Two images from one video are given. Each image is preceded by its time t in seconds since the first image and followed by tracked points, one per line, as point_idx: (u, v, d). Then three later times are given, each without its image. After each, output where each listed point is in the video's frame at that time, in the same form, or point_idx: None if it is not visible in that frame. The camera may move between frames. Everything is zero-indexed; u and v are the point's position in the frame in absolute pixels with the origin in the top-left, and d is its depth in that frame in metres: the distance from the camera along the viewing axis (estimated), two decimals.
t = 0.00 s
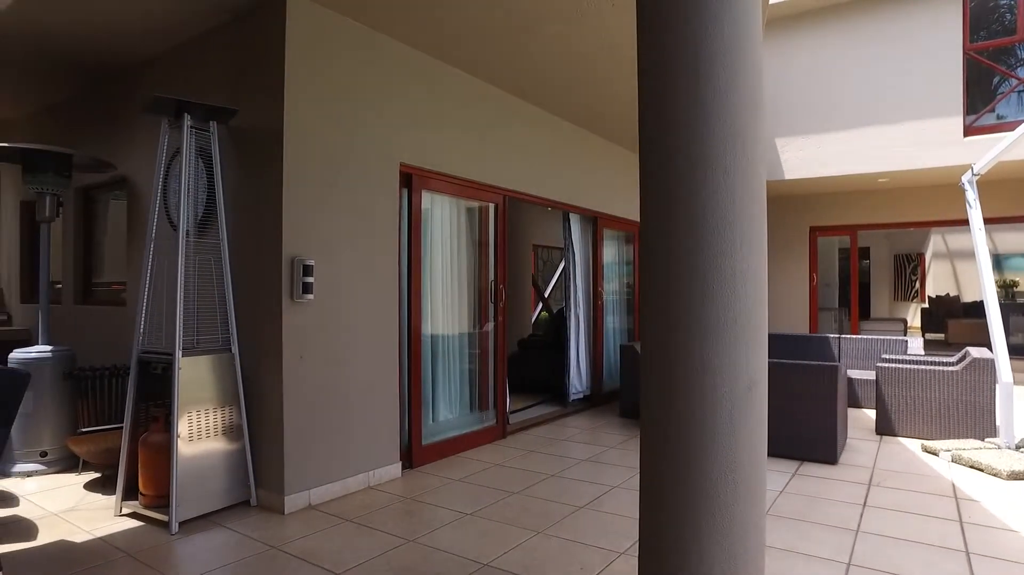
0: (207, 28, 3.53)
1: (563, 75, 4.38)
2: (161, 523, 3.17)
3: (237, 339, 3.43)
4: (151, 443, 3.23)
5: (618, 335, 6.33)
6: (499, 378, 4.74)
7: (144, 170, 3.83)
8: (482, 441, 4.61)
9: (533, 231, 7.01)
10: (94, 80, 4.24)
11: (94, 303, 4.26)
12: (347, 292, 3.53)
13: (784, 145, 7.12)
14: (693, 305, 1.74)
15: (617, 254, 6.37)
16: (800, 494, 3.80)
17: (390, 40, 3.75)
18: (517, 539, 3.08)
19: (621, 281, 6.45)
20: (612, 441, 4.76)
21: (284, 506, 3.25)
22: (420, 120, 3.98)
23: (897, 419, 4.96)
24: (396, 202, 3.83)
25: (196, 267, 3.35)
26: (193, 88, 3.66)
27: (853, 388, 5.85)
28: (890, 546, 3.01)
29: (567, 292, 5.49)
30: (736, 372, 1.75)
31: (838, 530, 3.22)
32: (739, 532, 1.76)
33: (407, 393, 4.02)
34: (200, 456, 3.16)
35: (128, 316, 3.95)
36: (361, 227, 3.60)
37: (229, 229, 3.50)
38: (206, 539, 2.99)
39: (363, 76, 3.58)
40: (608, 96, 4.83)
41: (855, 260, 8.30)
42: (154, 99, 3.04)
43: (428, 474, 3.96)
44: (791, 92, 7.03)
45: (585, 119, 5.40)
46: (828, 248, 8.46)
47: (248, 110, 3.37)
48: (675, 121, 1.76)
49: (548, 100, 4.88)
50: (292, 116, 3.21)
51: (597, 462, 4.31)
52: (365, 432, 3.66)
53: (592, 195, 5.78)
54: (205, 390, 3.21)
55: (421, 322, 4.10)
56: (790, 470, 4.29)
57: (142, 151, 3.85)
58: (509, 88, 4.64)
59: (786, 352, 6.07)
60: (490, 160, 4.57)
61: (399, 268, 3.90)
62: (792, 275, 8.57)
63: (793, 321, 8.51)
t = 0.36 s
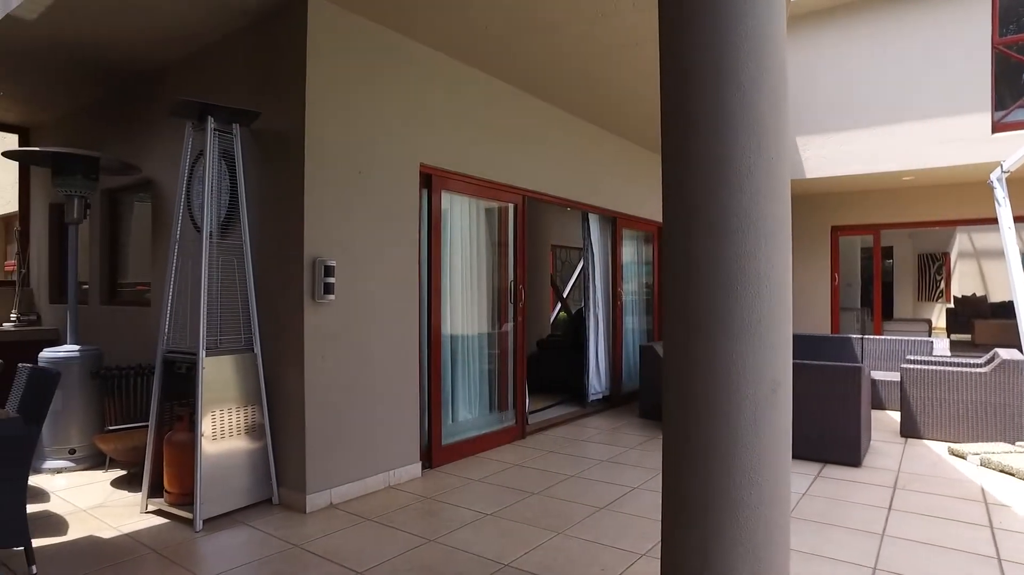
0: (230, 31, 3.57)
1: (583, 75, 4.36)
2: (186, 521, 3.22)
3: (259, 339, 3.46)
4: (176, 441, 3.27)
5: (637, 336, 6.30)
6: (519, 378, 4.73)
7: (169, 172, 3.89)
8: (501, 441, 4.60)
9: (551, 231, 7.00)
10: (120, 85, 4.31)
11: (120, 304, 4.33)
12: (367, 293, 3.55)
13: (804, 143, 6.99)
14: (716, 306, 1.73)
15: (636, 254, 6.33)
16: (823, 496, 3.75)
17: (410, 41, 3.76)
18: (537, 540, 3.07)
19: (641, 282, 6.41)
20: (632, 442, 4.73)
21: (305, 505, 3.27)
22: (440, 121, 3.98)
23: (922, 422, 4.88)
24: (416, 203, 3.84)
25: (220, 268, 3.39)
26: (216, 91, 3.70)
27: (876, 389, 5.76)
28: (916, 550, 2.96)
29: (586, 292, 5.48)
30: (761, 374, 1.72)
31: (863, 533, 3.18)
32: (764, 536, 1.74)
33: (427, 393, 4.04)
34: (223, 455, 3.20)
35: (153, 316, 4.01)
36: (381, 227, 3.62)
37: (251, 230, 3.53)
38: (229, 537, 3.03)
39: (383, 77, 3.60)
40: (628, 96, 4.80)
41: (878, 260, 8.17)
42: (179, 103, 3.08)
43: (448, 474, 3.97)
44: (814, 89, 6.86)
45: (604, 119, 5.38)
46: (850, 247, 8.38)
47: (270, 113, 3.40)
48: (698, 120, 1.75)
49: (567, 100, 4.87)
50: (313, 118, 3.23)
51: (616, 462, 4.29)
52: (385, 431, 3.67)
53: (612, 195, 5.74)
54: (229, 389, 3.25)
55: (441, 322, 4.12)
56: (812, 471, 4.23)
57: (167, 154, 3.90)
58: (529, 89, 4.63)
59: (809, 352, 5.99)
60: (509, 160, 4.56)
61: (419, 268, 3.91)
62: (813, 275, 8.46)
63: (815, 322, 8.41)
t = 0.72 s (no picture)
0: (252, 34, 3.60)
1: (603, 75, 4.34)
2: (209, 519, 3.25)
3: (280, 339, 3.49)
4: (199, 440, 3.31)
5: (656, 336, 6.26)
6: (538, 379, 4.72)
7: (192, 174, 3.93)
8: (520, 441, 4.60)
9: (569, 231, 6.97)
10: (145, 88, 4.37)
11: (144, 304, 4.38)
12: (387, 293, 3.56)
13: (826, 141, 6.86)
14: (740, 306, 1.70)
15: (655, 254, 6.29)
16: (846, 499, 3.69)
17: (430, 43, 3.77)
18: (557, 541, 3.06)
19: (659, 282, 6.36)
20: (651, 443, 4.70)
21: (326, 504, 3.29)
22: (459, 122, 3.99)
23: (948, 424, 4.79)
24: (435, 204, 3.85)
25: (241, 268, 3.42)
26: (239, 94, 3.74)
27: (900, 391, 5.67)
28: (944, 555, 2.90)
29: (604, 293, 5.46)
30: (785, 374, 1.70)
31: (888, 537, 3.12)
32: (788, 538, 1.71)
33: (446, 394, 4.05)
34: (245, 454, 3.23)
35: (176, 316, 4.06)
36: (400, 228, 3.63)
37: (272, 230, 3.56)
38: (251, 535, 3.06)
39: (402, 79, 3.61)
40: (648, 96, 4.77)
41: (901, 258, 8.04)
42: (202, 105, 3.12)
43: (467, 474, 3.97)
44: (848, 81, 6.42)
45: (623, 119, 5.34)
46: (872, 247, 8.24)
47: (291, 115, 3.43)
48: (720, 118, 1.73)
49: (586, 100, 4.84)
50: (334, 120, 3.25)
51: (635, 464, 4.27)
52: (405, 431, 3.69)
53: (631, 195, 5.70)
54: (250, 389, 3.27)
55: (460, 323, 4.12)
56: (835, 474, 4.17)
57: (190, 156, 3.95)
58: (548, 89, 4.62)
59: (831, 353, 5.91)
60: (528, 160, 4.55)
61: (438, 269, 3.92)
62: (834, 275, 8.35)
63: (836, 322, 8.30)
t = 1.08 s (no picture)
0: (273, 37, 3.63)
1: (623, 74, 4.31)
2: (231, 517, 3.28)
3: (301, 339, 3.51)
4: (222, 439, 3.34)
5: (675, 337, 6.21)
6: (557, 379, 4.70)
7: (214, 176, 3.97)
8: (539, 442, 4.59)
9: (587, 231, 6.94)
10: (168, 92, 4.43)
11: (167, 304, 4.44)
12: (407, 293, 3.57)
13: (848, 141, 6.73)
14: (763, 308, 1.68)
15: (674, 254, 6.24)
16: (870, 502, 3.63)
17: (448, 44, 3.77)
18: (577, 542, 3.05)
19: (679, 282, 6.31)
20: (670, 444, 4.67)
21: (347, 503, 3.31)
22: (478, 122, 3.99)
23: (975, 427, 4.70)
24: (454, 204, 3.85)
25: (263, 269, 3.45)
26: (260, 96, 3.77)
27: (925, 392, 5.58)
28: (973, 561, 2.84)
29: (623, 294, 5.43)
30: (810, 377, 1.68)
31: (914, 542, 3.07)
32: (812, 542, 1.69)
33: (466, 394, 4.05)
34: (267, 453, 3.25)
35: (198, 316, 4.10)
36: (420, 229, 3.64)
37: (293, 231, 3.58)
38: (273, 534, 3.09)
39: (422, 80, 3.62)
40: (668, 95, 4.74)
41: (924, 259, 7.97)
42: (225, 108, 3.15)
43: (486, 474, 3.97)
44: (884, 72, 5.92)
45: (641, 118, 5.30)
46: (895, 245, 8.17)
47: (312, 117, 3.45)
48: (742, 118, 1.71)
49: (605, 99, 4.82)
50: (354, 122, 3.27)
51: (654, 465, 4.24)
52: (424, 431, 3.70)
53: (650, 195, 5.67)
54: (272, 389, 3.30)
55: (479, 323, 4.12)
56: (858, 477, 4.11)
57: (212, 158, 4.00)
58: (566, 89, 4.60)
59: (854, 355, 5.82)
60: (546, 160, 4.54)
61: (457, 269, 3.92)
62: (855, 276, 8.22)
63: (857, 322, 8.20)
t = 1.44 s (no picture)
0: (294, 40, 3.66)
1: (642, 73, 4.28)
2: (253, 515, 3.31)
3: (321, 339, 3.53)
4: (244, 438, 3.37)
5: (695, 337, 6.15)
6: (576, 379, 4.69)
7: (236, 177, 4.02)
8: (557, 442, 4.58)
9: (605, 231, 6.90)
10: (191, 95, 4.49)
11: (189, 304, 4.50)
12: (426, 293, 3.58)
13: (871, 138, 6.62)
14: (786, 308, 1.65)
15: (694, 254, 6.18)
16: (896, 505, 3.57)
17: (467, 44, 3.78)
18: (597, 543, 3.04)
19: (698, 282, 6.25)
20: (690, 445, 4.63)
21: (367, 502, 3.33)
22: (496, 123, 3.98)
23: (1003, 430, 4.60)
24: (473, 205, 3.86)
25: (284, 270, 3.48)
26: (281, 98, 3.80)
27: (951, 394, 5.48)
28: (1003, 566, 2.78)
29: (641, 294, 5.39)
30: (835, 378, 1.64)
31: (942, 546, 3.01)
32: (836, 546, 1.66)
33: (485, 394, 4.05)
34: (288, 452, 3.28)
35: (220, 316, 4.14)
36: (439, 229, 3.65)
37: (313, 232, 3.61)
38: (294, 532, 3.11)
39: (441, 81, 3.63)
40: (687, 94, 4.69)
41: (949, 258, 7.80)
42: (247, 110, 3.18)
43: (505, 475, 3.97)
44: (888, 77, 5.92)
45: (661, 117, 5.26)
46: (919, 245, 8.03)
47: (332, 118, 3.47)
48: (766, 116, 1.68)
49: (624, 99, 4.79)
50: (374, 123, 3.29)
51: (673, 465, 4.21)
52: (444, 431, 3.70)
53: (669, 194, 5.63)
54: (293, 388, 3.32)
55: (498, 324, 4.12)
56: (883, 479, 4.04)
57: (234, 160, 4.04)
58: (585, 89, 4.58)
59: (877, 355, 5.73)
60: (565, 160, 4.52)
61: (476, 269, 3.92)
62: (878, 275, 8.11)
63: (881, 323, 8.08)
